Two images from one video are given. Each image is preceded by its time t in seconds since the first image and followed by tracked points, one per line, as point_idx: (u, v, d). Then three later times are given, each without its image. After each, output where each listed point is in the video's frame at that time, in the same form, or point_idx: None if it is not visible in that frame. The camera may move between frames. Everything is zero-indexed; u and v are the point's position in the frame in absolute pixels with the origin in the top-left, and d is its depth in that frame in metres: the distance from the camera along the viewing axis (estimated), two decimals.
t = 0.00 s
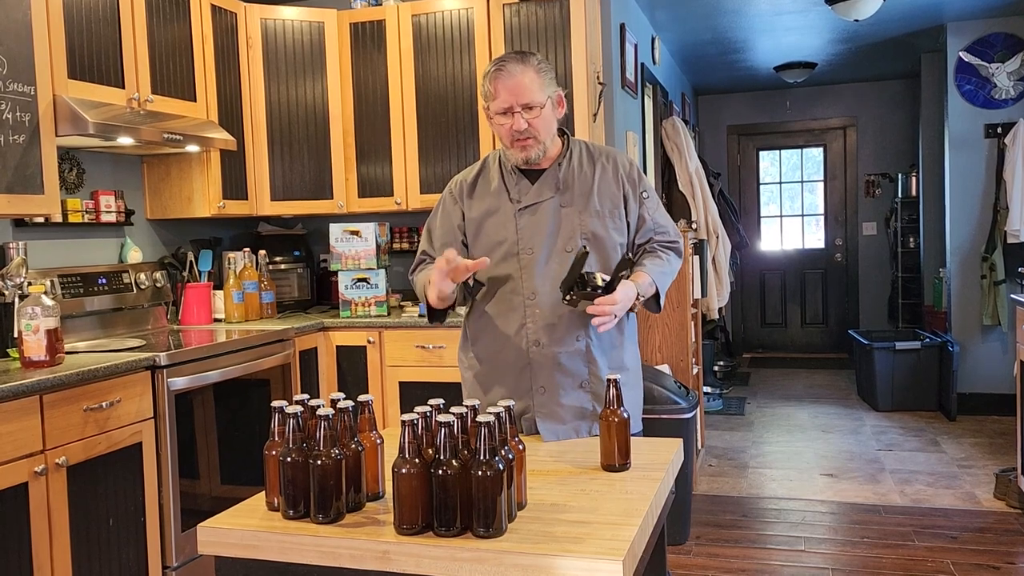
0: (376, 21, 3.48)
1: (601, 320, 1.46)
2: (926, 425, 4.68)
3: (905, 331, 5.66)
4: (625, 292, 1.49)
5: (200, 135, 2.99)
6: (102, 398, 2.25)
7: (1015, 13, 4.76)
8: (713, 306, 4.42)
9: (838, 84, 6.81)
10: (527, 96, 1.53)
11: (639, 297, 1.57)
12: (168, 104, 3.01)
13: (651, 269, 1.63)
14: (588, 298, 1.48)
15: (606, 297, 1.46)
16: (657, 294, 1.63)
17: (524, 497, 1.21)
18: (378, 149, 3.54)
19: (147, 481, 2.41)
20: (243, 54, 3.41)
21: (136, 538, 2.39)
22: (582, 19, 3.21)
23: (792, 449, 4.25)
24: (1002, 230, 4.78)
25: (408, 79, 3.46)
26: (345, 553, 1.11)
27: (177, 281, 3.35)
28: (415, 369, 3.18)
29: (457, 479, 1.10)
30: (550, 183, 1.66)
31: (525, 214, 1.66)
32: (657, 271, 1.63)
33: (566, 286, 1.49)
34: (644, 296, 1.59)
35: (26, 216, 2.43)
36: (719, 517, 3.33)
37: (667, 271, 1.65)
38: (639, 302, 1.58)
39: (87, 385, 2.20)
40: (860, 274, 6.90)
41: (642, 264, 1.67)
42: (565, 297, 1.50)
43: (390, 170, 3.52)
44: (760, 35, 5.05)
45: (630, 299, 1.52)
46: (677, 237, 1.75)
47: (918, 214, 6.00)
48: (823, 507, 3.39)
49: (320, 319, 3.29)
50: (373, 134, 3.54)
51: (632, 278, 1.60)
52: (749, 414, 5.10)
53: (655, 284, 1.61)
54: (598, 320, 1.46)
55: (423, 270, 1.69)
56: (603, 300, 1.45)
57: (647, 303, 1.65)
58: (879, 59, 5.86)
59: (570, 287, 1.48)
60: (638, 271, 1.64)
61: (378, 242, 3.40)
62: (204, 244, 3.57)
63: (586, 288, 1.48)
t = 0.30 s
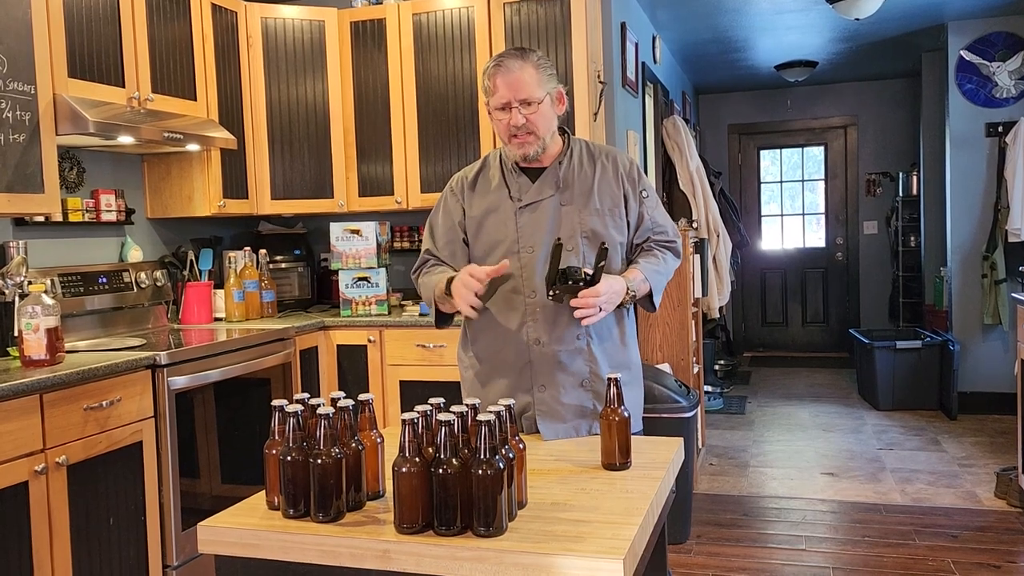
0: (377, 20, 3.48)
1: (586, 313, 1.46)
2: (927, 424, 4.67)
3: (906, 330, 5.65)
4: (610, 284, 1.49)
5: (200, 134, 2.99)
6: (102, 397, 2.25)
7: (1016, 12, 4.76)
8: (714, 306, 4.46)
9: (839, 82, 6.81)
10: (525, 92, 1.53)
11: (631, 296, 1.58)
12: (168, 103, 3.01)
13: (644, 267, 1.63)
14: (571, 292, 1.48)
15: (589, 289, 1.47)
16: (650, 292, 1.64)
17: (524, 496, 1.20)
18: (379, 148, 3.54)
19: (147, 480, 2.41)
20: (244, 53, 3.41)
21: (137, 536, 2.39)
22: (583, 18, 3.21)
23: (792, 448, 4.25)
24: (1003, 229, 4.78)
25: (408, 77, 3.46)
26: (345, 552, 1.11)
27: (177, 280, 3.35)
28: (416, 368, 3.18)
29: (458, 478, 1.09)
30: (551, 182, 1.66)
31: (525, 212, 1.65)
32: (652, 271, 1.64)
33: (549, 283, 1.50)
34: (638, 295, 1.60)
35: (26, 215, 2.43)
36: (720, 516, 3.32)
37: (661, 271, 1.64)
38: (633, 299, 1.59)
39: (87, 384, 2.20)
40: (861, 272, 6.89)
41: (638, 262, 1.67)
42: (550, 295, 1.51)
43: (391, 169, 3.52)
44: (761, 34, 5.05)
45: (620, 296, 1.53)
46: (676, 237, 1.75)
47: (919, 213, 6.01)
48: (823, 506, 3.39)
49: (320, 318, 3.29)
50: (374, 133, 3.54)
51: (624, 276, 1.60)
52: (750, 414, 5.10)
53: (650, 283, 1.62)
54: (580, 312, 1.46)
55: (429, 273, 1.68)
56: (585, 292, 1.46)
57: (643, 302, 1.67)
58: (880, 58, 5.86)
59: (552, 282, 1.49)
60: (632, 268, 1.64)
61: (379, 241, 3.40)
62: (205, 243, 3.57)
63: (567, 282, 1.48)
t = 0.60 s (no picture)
0: (377, 19, 3.48)
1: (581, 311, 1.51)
2: (927, 423, 4.67)
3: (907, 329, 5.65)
4: (601, 278, 1.53)
5: (200, 133, 2.99)
6: (103, 396, 2.25)
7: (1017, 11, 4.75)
8: (715, 305, 4.45)
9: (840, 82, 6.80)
10: (525, 90, 1.53)
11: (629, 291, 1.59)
12: (168, 102, 3.01)
13: (642, 264, 1.64)
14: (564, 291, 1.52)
15: (580, 287, 1.51)
16: (649, 290, 1.65)
17: (525, 495, 1.20)
18: (379, 147, 3.54)
19: (148, 479, 2.41)
20: (244, 52, 3.40)
21: (137, 535, 2.39)
22: (583, 17, 3.20)
23: (793, 447, 4.25)
24: (1004, 228, 4.77)
25: (409, 76, 3.45)
26: (346, 551, 1.11)
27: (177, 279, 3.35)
28: (417, 367, 3.18)
29: (458, 477, 1.09)
30: (552, 181, 1.66)
31: (526, 212, 1.65)
32: (651, 268, 1.64)
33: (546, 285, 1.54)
34: (636, 293, 1.61)
35: (27, 215, 2.43)
36: (721, 515, 3.32)
37: (660, 269, 1.65)
38: (631, 296, 1.61)
39: (88, 384, 2.20)
40: (862, 271, 6.89)
41: (637, 260, 1.68)
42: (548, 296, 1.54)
43: (391, 168, 3.52)
44: (762, 33, 5.04)
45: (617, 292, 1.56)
46: (677, 237, 1.75)
47: (919, 212, 6.01)
48: (824, 505, 3.39)
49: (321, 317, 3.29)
50: (374, 132, 3.54)
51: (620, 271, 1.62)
52: (750, 413, 5.10)
53: (648, 280, 1.63)
54: (576, 308, 1.50)
55: (449, 275, 1.67)
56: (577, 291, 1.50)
57: (643, 300, 1.68)
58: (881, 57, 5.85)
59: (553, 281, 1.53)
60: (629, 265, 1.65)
61: (380, 240, 3.39)
62: (205, 242, 3.57)
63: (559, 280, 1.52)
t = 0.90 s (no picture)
0: (377, 19, 3.48)
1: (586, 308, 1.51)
2: (928, 423, 4.67)
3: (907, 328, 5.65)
4: (602, 275, 1.53)
5: (200, 133, 2.99)
6: (103, 396, 2.25)
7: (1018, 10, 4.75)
8: (715, 305, 4.45)
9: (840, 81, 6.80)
10: (527, 90, 1.53)
11: (631, 289, 1.59)
12: (169, 102, 3.01)
13: (643, 263, 1.64)
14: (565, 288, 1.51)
15: (583, 283, 1.50)
16: (651, 289, 1.65)
17: (525, 494, 1.20)
18: (379, 147, 3.54)
19: (148, 479, 2.41)
20: (244, 51, 3.40)
21: (137, 535, 2.39)
22: (583, 17, 3.20)
23: (793, 447, 4.25)
24: (1004, 228, 4.77)
25: (409, 76, 3.45)
26: (347, 550, 1.11)
27: (177, 279, 3.35)
28: (417, 366, 3.18)
29: (459, 476, 1.09)
30: (553, 181, 1.66)
31: (528, 211, 1.65)
32: (652, 267, 1.65)
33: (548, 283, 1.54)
34: (637, 292, 1.61)
35: (27, 215, 2.43)
36: (721, 514, 3.32)
37: (661, 267, 1.65)
38: (632, 293, 1.60)
39: (88, 383, 2.20)
40: (862, 270, 6.89)
41: (638, 259, 1.68)
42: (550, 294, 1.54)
43: (392, 167, 3.52)
44: (762, 32, 5.04)
45: (619, 291, 1.56)
46: (678, 237, 1.75)
47: (920, 211, 6.01)
48: (825, 505, 3.39)
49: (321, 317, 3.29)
50: (374, 132, 3.54)
51: (621, 270, 1.62)
52: (750, 412, 5.10)
53: (648, 279, 1.63)
54: (577, 305, 1.50)
55: (450, 272, 1.67)
56: (579, 287, 1.49)
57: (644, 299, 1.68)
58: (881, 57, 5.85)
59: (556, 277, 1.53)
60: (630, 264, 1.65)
61: (381, 239, 3.39)
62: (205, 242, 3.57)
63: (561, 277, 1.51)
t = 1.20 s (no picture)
0: (378, 19, 3.48)
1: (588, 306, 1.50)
2: (928, 423, 4.66)
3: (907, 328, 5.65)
4: (604, 275, 1.52)
5: (201, 133, 2.99)
6: (103, 396, 2.25)
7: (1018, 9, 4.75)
8: (715, 305, 4.45)
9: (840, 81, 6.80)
10: (525, 92, 1.53)
11: (633, 288, 1.59)
12: (169, 102, 3.01)
13: (644, 263, 1.64)
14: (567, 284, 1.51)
15: (584, 281, 1.50)
16: (652, 288, 1.65)
17: (526, 494, 1.20)
18: (380, 147, 3.54)
19: (148, 478, 2.41)
20: (244, 51, 3.40)
21: (138, 535, 2.39)
22: (584, 17, 3.20)
23: (793, 447, 4.25)
24: (1004, 227, 4.77)
25: (409, 75, 3.45)
26: (348, 550, 1.11)
27: (178, 279, 3.35)
28: (417, 366, 3.18)
29: (459, 476, 1.09)
30: (554, 181, 1.66)
31: (528, 211, 1.65)
32: (652, 266, 1.65)
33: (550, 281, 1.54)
34: (638, 292, 1.61)
35: (27, 215, 2.43)
36: (721, 514, 3.32)
37: (661, 267, 1.66)
38: (634, 293, 1.60)
39: (88, 383, 2.20)
40: (862, 270, 6.89)
41: (638, 259, 1.68)
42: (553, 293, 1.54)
43: (392, 167, 3.52)
44: (762, 32, 5.04)
45: (620, 290, 1.55)
46: (678, 236, 1.76)
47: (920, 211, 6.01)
48: (825, 505, 3.39)
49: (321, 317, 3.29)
50: (374, 132, 3.54)
51: (622, 270, 1.61)
52: (751, 412, 5.10)
53: (650, 279, 1.63)
54: (578, 303, 1.49)
55: (450, 271, 1.67)
56: (580, 285, 1.49)
57: (645, 299, 1.68)
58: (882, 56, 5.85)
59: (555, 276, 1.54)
60: (631, 264, 1.65)
61: (381, 239, 3.39)
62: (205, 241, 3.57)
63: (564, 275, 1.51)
